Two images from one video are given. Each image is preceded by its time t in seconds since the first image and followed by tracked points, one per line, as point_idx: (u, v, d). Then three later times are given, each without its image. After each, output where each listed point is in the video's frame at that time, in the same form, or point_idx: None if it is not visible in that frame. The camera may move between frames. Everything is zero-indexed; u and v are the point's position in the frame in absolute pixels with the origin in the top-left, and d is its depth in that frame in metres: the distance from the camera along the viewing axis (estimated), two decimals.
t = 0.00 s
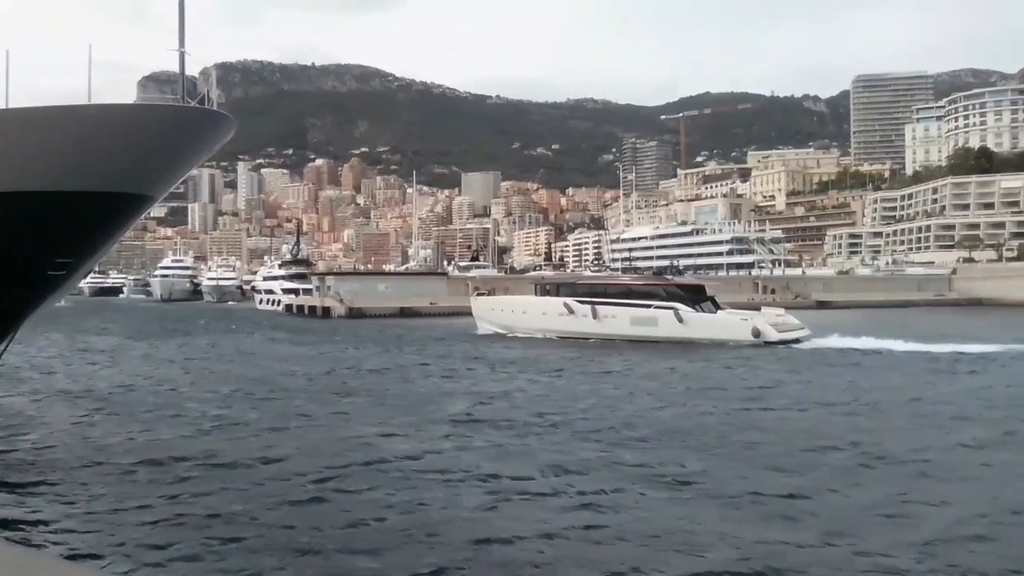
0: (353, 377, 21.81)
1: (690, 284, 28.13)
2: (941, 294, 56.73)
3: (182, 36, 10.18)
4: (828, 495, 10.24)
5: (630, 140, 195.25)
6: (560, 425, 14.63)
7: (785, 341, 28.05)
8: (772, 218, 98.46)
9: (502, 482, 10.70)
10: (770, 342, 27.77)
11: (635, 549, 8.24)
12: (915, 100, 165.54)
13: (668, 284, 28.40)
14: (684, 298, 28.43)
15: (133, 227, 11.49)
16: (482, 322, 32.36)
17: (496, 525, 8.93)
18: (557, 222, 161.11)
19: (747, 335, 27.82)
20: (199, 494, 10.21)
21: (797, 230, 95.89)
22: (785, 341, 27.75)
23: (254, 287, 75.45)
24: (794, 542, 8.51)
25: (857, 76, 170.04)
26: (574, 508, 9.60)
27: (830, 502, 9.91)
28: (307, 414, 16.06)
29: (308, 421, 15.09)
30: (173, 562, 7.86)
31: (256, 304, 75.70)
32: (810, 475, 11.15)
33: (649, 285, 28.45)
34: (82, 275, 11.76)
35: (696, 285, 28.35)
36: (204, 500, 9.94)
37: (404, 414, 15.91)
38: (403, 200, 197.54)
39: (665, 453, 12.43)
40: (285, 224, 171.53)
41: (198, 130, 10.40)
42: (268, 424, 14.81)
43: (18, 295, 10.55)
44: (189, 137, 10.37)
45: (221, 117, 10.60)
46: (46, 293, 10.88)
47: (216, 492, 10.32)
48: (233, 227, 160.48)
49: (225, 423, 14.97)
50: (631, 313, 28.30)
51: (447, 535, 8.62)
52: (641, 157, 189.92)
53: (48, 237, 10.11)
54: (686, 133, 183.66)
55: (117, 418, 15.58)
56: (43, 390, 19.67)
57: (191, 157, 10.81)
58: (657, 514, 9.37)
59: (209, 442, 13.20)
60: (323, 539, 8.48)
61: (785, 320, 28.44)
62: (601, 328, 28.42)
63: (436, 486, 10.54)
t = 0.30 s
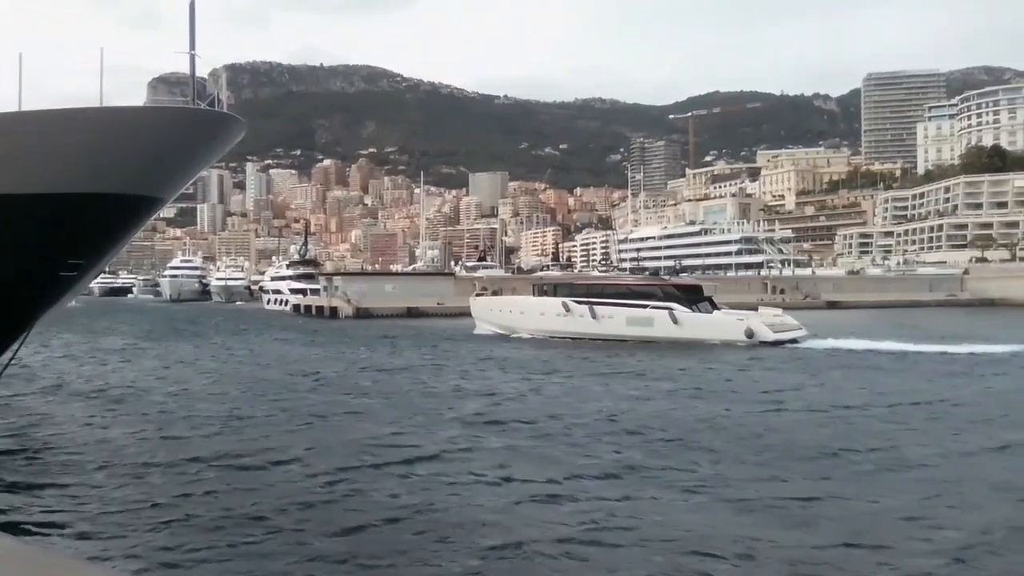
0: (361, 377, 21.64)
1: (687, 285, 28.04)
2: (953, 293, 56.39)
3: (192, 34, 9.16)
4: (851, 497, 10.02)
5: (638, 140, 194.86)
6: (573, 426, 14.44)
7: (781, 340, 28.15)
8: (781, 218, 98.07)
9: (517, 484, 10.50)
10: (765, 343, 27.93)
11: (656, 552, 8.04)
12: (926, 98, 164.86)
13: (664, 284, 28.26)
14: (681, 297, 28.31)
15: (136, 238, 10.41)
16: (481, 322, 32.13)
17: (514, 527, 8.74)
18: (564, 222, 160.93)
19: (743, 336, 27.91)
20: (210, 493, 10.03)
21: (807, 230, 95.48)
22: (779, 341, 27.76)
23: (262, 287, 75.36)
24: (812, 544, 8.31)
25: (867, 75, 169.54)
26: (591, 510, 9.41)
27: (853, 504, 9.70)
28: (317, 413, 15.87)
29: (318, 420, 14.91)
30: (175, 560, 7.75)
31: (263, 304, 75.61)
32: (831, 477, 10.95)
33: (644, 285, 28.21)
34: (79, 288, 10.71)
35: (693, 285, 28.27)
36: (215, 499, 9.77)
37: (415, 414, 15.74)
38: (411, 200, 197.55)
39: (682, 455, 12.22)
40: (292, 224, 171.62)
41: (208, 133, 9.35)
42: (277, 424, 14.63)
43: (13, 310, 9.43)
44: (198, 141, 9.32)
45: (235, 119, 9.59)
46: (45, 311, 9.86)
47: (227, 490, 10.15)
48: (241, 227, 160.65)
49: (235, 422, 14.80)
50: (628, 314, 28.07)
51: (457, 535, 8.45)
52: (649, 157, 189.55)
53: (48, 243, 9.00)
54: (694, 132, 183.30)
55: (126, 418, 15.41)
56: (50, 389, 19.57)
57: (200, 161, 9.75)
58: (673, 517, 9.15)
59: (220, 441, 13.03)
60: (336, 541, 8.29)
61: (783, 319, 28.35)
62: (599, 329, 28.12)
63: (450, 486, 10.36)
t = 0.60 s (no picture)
0: (370, 377, 21.74)
1: (686, 284, 28.36)
2: (964, 293, 56.15)
3: (203, 33, 9.18)
4: (859, 497, 10.09)
5: (647, 140, 194.63)
6: (581, 426, 14.52)
7: (778, 340, 28.15)
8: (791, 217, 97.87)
9: (524, 484, 10.60)
10: (762, 342, 27.90)
11: (663, 551, 8.14)
12: (938, 97, 164.25)
13: (664, 284, 28.50)
14: (680, 298, 28.57)
15: (148, 236, 10.48)
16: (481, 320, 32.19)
17: (522, 527, 8.84)
18: (573, 221, 160.94)
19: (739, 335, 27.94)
20: (221, 493, 10.15)
21: (817, 229, 95.26)
22: (775, 339, 27.78)
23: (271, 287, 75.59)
24: (815, 544, 8.38)
25: (878, 74, 169.05)
26: (599, 510, 9.50)
27: (860, 504, 9.76)
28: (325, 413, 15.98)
29: (328, 420, 15.02)
30: (184, 559, 7.87)
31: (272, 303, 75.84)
32: (838, 478, 11.00)
33: (643, 285, 28.38)
34: (92, 287, 10.79)
35: (691, 285, 28.55)
36: (226, 499, 9.89)
37: (423, 414, 15.84)
38: (420, 200, 197.83)
39: (689, 455, 12.28)
40: (301, 224, 172.06)
41: (217, 134, 9.40)
42: (286, 424, 14.75)
43: (19, 308, 9.47)
44: (207, 142, 9.38)
45: (245, 120, 9.64)
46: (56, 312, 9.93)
47: (238, 490, 10.26)
48: (251, 227, 161.15)
49: (244, 423, 14.92)
50: (627, 312, 28.07)
51: (464, 535, 8.54)
52: (658, 156, 189.36)
53: (51, 244, 9.04)
54: (703, 132, 183.06)
55: (137, 418, 15.55)
56: (60, 389, 19.75)
57: (210, 162, 9.81)
58: (678, 518, 9.22)
59: (231, 442, 13.13)
60: (346, 541, 8.40)
61: (779, 320, 28.48)
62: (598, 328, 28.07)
63: (457, 487, 10.46)
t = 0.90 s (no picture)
0: (378, 376, 21.77)
1: (681, 284, 28.29)
2: (975, 294, 55.89)
3: (213, 33, 9.19)
4: (871, 496, 10.10)
5: (656, 139, 194.40)
6: (591, 426, 14.55)
7: (775, 339, 27.76)
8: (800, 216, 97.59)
9: (536, 484, 10.60)
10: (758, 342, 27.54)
11: (674, 551, 8.19)
12: (948, 96, 163.61)
13: (661, 284, 28.52)
14: (675, 298, 28.50)
15: (155, 237, 10.46)
16: (481, 322, 32.22)
17: (535, 527, 8.86)
18: (581, 220, 160.83)
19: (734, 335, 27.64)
20: (234, 492, 10.20)
21: (826, 229, 95.00)
22: (771, 340, 27.41)
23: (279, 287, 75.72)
24: (832, 543, 8.38)
25: (888, 73, 168.49)
26: (612, 509, 9.52)
27: (873, 504, 9.75)
28: (334, 412, 16.01)
29: (338, 420, 15.07)
30: (198, 560, 7.86)
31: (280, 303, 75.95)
32: (849, 477, 11.01)
33: (640, 285, 28.55)
34: (99, 286, 10.77)
35: (687, 285, 28.52)
36: (238, 498, 9.94)
37: (433, 413, 15.89)
38: (428, 199, 197.98)
39: (698, 455, 12.28)
40: (309, 224, 172.28)
41: (227, 133, 9.40)
42: (298, 422, 14.82)
43: (21, 308, 9.44)
44: (215, 142, 9.37)
45: (253, 120, 9.63)
46: (61, 311, 9.90)
47: (249, 489, 10.30)
48: (259, 227, 161.40)
49: (255, 422, 14.96)
50: (624, 312, 28.15)
51: (479, 537, 8.53)
52: (666, 156, 189.13)
53: (51, 243, 9.00)
54: (712, 131, 182.87)
55: (149, 417, 15.62)
56: (70, 389, 19.77)
57: (219, 161, 9.81)
58: (694, 518, 9.20)
59: (242, 442, 13.18)
60: (360, 541, 8.42)
61: (776, 320, 28.07)
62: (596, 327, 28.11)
63: (471, 485, 10.50)
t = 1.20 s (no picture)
0: (387, 376, 21.74)
1: (678, 283, 28.20)
2: (984, 292, 55.62)
3: (221, 31, 9.15)
4: (888, 497, 10.01)
5: (664, 137, 194.26)
6: (603, 426, 14.48)
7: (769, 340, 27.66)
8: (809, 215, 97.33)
9: (550, 486, 10.55)
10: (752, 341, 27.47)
11: (693, 552, 8.13)
12: (958, 94, 163.03)
13: (658, 283, 28.53)
14: (673, 297, 28.37)
15: (162, 237, 10.45)
16: (483, 321, 32.39)
17: (550, 529, 8.80)
18: (588, 220, 160.70)
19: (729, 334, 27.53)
20: (247, 493, 10.18)
21: (835, 228, 94.71)
22: (765, 340, 27.30)
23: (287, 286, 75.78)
24: (851, 546, 8.29)
25: (898, 71, 168.02)
26: (628, 512, 9.45)
27: (890, 506, 9.67)
28: (345, 412, 15.97)
29: (349, 420, 15.03)
30: (212, 563, 7.81)
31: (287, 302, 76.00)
32: (865, 479, 10.94)
33: (639, 285, 28.72)
34: (108, 287, 10.78)
35: (684, 285, 28.37)
36: (251, 499, 9.91)
37: (444, 413, 15.85)
38: (435, 199, 198.12)
39: (712, 456, 12.20)
40: (316, 224, 172.49)
41: (235, 133, 9.36)
42: (309, 423, 14.79)
43: (25, 308, 9.44)
44: (223, 142, 9.33)
45: (261, 120, 9.60)
46: (68, 312, 9.89)
47: (261, 491, 10.27)
48: (266, 226, 161.62)
49: (266, 422, 14.93)
50: (621, 311, 28.19)
51: (495, 538, 8.50)
52: (674, 155, 188.92)
53: (52, 243, 8.99)
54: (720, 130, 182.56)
55: (159, 418, 15.60)
56: (80, 388, 19.78)
57: (227, 161, 9.77)
58: (711, 519, 9.15)
59: (253, 442, 13.15)
60: (374, 542, 8.39)
61: (773, 320, 27.95)
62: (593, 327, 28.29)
63: (484, 487, 10.45)
